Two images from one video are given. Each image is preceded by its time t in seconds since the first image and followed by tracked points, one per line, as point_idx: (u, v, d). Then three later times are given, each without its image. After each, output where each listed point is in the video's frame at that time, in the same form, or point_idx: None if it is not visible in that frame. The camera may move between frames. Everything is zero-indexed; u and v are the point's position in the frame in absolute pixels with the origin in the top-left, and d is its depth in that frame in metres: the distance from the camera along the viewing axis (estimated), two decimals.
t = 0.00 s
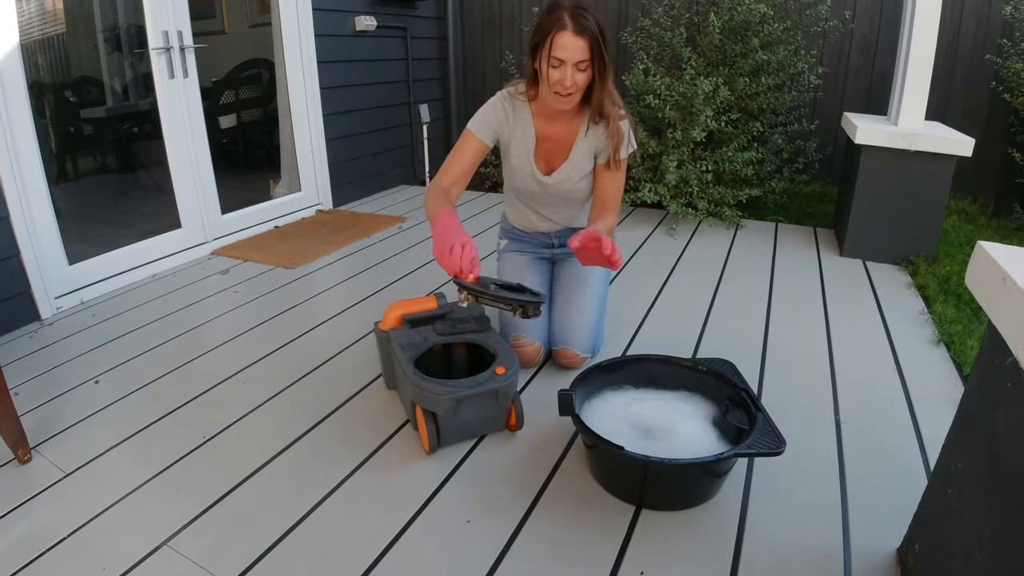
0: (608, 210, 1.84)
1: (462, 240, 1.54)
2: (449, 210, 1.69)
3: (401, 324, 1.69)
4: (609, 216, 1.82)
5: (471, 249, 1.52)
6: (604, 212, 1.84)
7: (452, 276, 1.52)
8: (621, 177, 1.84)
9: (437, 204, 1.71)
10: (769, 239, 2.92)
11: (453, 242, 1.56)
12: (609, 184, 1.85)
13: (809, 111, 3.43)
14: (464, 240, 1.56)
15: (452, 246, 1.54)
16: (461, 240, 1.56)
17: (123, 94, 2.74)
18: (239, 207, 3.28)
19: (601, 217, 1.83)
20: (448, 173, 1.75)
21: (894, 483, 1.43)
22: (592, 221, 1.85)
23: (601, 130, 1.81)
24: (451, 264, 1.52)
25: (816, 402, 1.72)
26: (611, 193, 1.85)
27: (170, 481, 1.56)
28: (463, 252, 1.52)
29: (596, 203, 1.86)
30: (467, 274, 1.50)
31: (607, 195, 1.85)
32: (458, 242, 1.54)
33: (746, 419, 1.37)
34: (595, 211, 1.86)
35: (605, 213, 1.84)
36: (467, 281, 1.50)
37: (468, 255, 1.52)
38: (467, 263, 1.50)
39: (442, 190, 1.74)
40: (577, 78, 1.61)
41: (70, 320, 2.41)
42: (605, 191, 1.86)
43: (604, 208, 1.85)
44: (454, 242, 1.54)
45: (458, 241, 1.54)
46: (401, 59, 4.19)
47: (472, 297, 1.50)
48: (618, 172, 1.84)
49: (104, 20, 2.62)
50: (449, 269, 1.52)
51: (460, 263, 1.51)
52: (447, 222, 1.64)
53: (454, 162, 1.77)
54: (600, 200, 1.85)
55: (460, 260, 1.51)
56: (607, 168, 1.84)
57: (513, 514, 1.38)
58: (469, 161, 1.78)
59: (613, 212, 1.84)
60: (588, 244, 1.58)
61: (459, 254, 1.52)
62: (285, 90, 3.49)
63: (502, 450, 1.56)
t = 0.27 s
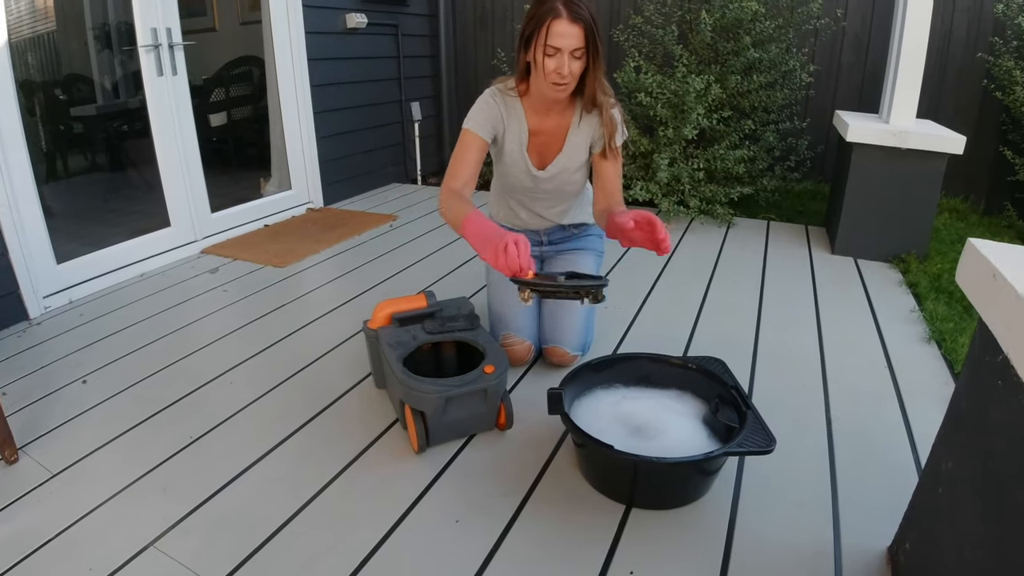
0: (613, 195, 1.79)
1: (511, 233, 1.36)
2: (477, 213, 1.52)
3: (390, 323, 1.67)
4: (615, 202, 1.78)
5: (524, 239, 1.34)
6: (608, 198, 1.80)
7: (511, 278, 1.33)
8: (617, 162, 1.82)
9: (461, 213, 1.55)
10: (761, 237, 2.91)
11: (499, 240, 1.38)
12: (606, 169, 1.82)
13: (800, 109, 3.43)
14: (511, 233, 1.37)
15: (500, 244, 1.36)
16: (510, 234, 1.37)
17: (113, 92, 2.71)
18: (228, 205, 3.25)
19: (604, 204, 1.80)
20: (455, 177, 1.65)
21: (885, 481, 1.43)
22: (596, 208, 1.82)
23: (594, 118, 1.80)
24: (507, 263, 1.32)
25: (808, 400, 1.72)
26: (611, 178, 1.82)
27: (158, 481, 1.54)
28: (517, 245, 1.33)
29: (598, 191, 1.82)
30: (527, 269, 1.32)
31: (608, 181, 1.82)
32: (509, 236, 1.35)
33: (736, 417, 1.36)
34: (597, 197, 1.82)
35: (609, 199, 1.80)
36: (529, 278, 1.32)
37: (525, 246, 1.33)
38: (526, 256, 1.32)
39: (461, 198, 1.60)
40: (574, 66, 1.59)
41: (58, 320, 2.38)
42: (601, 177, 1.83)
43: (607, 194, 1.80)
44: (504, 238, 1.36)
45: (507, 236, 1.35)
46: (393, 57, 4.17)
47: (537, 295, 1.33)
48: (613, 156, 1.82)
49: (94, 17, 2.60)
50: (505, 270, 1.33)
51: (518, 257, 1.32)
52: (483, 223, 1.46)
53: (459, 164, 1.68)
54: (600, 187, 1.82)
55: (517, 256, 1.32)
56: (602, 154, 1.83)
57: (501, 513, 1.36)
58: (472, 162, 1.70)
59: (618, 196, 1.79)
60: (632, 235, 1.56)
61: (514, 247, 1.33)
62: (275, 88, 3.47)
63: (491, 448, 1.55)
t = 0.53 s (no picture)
0: (620, 184, 1.74)
1: (532, 253, 1.34)
2: (488, 223, 1.49)
3: (372, 322, 1.65)
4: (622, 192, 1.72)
5: (545, 260, 1.32)
6: (615, 188, 1.75)
7: (534, 298, 1.31)
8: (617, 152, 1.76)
9: (470, 223, 1.52)
10: (746, 234, 2.92)
11: (519, 258, 1.35)
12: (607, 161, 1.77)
13: (786, 107, 3.43)
14: (532, 252, 1.35)
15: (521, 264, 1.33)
16: (530, 252, 1.35)
17: (95, 89, 2.68)
18: (212, 203, 3.21)
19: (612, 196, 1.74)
20: (455, 181, 1.62)
21: (869, 477, 1.42)
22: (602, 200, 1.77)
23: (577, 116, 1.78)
24: (530, 286, 1.30)
25: (793, 397, 1.71)
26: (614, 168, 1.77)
27: (138, 483, 1.51)
28: (539, 266, 1.31)
29: (604, 182, 1.76)
30: (551, 289, 1.30)
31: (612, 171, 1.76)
32: (531, 257, 1.32)
33: (720, 415, 1.35)
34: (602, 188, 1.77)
35: (616, 188, 1.75)
36: (552, 298, 1.30)
37: (547, 268, 1.31)
38: (549, 277, 1.30)
39: (467, 205, 1.56)
40: (562, 63, 1.58)
41: (39, 320, 2.34)
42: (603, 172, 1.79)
43: (614, 183, 1.75)
44: (525, 258, 1.33)
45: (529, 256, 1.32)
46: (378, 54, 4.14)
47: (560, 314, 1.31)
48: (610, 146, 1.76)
49: (77, 14, 2.57)
50: (527, 291, 1.30)
51: (542, 279, 1.30)
52: (498, 237, 1.43)
53: (457, 168, 1.64)
54: (603, 178, 1.77)
55: (540, 278, 1.30)
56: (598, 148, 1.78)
57: (485, 513, 1.35)
58: (469, 165, 1.66)
59: (626, 183, 1.74)
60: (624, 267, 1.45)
61: (538, 269, 1.31)
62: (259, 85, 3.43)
63: (475, 448, 1.53)
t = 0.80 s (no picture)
0: (607, 182, 1.70)
1: (535, 270, 1.30)
2: (484, 233, 1.45)
3: (347, 319, 1.61)
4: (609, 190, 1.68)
5: (549, 279, 1.29)
6: (602, 185, 1.70)
7: (536, 316, 1.28)
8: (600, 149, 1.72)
9: (464, 231, 1.47)
10: (726, 230, 2.92)
11: (521, 274, 1.32)
12: (592, 158, 1.72)
13: (765, 103, 3.44)
14: (534, 269, 1.31)
15: (523, 281, 1.29)
16: (533, 269, 1.32)
17: (70, 86, 2.62)
18: (186, 199, 3.15)
19: (598, 195, 1.70)
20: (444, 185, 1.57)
21: (848, 471, 1.42)
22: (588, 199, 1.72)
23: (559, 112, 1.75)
24: (533, 304, 1.26)
25: (771, 391, 1.71)
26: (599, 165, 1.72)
27: (108, 485, 1.47)
28: (543, 285, 1.28)
29: (589, 181, 1.72)
30: (553, 309, 1.27)
31: (598, 168, 1.72)
32: (535, 275, 1.29)
33: (698, 410, 1.34)
34: (587, 185, 1.72)
35: (603, 185, 1.70)
36: (555, 318, 1.27)
37: (550, 286, 1.28)
38: (553, 296, 1.27)
39: (461, 211, 1.51)
40: (543, 58, 1.55)
41: (8, 320, 2.27)
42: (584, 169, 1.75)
43: (601, 181, 1.71)
44: (528, 275, 1.30)
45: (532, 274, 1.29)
46: (356, 48, 4.08)
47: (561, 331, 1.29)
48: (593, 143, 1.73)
49: (52, 8, 2.51)
50: (529, 310, 1.27)
51: (546, 298, 1.26)
52: (497, 250, 1.40)
53: (446, 171, 1.59)
54: (588, 175, 1.72)
55: (544, 297, 1.27)
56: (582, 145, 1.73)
57: (462, 512, 1.32)
58: (456, 167, 1.61)
59: (612, 181, 1.70)
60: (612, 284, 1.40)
61: (541, 288, 1.27)
62: (235, 80, 3.36)
63: (452, 446, 1.50)
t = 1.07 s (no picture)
0: (588, 174, 1.67)
1: (522, 263, 1.28)
2: (466, 225, 1.42)
3: (318, 314, 1.57)
4: (591, 182, 1.65)
5: (535, 272, 1.27)
6: (584, 177, 1.68)
7: (521, 310, 1.26)
8: (581, 142, 1.71)
9: (445, 223, 1.44)
10: (702, 222, 2.91)
11: (507, 267, 1.29)
12: (572, 151, 1.70)
13: (742, 95, 3.44)
14: (521, 262, 1.29)
15: (510, 274, 1.27)
16: (519, 261, 1.29)
17: (40, 79, 2.57)
18: (156, 194, 3.07)
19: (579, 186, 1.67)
20: (424, 174, 1.53)
21: (824, 462, 1.42)
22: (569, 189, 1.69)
23: (539, 104, 1.72)
24: (520, 298, 1.24)
25: (748, 383, 1.70)
26: (580, 157, 1.70)
27: (71, 487, 1.42)
28: (530, 278, 1.26)
29: (571, 172, 1.69)
30: (540, 302, 1.25)
31: (579, 161, 1.69)
32: (522, 268, 1.27)
33: (674, 402, 1.32)
34: (568, 177, 1.70)
35: (584, 177, 1.68)
36: (542, 311, 1.25)
37: (537, 279, 1.26)
38: (539, 289, 1.25)
39: (442, 203, 1.48)
40: (524, 50, 1.52)
41: None
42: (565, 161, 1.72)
43: (582, 172, 1.68)
44: (515, 268, 1.27)
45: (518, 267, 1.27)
46: (330, 39, 4.02)
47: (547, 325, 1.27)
48: (574, 137, 1.71)
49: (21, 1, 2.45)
50: (516, 304, 1.25)
51: (533, 292, 1.24)
52: (481, 242, 1.37)
53: (425, 161, 1.55)
54: (569, 168, 1.70)
55: (532, 290, 1.25)
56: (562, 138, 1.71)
57: (435, 509, 1.29)
58: (435, 156, 1.57)
59: (594, 174, 1.67)
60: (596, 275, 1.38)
61: (529, 282, 1.25)
62: (206, 72, 3.29)
63: (425, 442, 1.47)
